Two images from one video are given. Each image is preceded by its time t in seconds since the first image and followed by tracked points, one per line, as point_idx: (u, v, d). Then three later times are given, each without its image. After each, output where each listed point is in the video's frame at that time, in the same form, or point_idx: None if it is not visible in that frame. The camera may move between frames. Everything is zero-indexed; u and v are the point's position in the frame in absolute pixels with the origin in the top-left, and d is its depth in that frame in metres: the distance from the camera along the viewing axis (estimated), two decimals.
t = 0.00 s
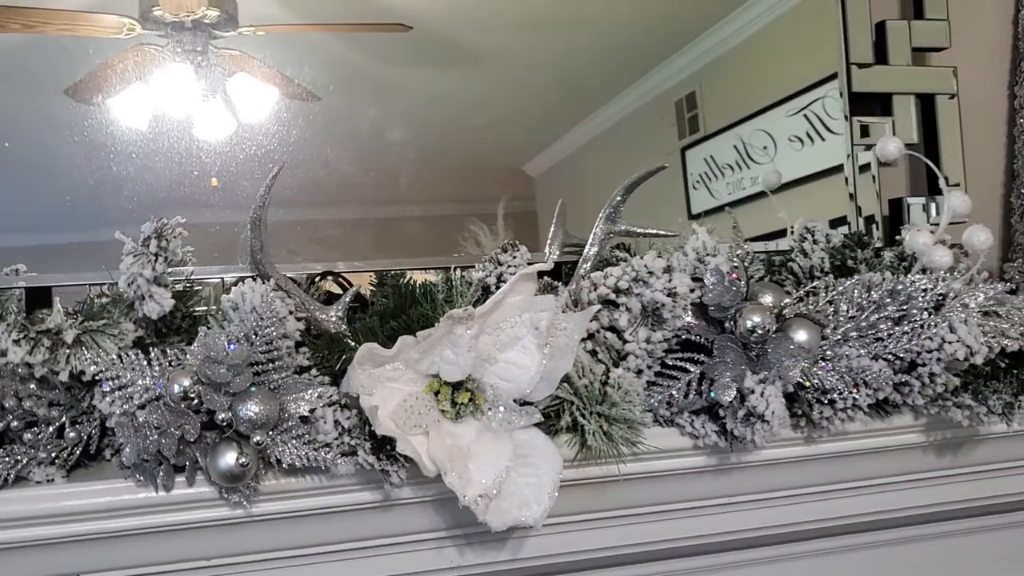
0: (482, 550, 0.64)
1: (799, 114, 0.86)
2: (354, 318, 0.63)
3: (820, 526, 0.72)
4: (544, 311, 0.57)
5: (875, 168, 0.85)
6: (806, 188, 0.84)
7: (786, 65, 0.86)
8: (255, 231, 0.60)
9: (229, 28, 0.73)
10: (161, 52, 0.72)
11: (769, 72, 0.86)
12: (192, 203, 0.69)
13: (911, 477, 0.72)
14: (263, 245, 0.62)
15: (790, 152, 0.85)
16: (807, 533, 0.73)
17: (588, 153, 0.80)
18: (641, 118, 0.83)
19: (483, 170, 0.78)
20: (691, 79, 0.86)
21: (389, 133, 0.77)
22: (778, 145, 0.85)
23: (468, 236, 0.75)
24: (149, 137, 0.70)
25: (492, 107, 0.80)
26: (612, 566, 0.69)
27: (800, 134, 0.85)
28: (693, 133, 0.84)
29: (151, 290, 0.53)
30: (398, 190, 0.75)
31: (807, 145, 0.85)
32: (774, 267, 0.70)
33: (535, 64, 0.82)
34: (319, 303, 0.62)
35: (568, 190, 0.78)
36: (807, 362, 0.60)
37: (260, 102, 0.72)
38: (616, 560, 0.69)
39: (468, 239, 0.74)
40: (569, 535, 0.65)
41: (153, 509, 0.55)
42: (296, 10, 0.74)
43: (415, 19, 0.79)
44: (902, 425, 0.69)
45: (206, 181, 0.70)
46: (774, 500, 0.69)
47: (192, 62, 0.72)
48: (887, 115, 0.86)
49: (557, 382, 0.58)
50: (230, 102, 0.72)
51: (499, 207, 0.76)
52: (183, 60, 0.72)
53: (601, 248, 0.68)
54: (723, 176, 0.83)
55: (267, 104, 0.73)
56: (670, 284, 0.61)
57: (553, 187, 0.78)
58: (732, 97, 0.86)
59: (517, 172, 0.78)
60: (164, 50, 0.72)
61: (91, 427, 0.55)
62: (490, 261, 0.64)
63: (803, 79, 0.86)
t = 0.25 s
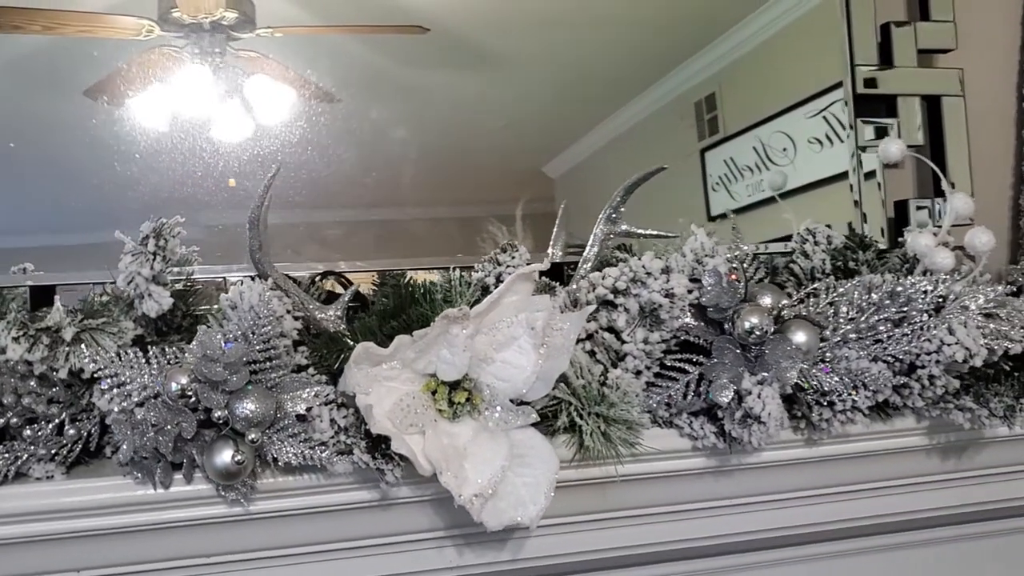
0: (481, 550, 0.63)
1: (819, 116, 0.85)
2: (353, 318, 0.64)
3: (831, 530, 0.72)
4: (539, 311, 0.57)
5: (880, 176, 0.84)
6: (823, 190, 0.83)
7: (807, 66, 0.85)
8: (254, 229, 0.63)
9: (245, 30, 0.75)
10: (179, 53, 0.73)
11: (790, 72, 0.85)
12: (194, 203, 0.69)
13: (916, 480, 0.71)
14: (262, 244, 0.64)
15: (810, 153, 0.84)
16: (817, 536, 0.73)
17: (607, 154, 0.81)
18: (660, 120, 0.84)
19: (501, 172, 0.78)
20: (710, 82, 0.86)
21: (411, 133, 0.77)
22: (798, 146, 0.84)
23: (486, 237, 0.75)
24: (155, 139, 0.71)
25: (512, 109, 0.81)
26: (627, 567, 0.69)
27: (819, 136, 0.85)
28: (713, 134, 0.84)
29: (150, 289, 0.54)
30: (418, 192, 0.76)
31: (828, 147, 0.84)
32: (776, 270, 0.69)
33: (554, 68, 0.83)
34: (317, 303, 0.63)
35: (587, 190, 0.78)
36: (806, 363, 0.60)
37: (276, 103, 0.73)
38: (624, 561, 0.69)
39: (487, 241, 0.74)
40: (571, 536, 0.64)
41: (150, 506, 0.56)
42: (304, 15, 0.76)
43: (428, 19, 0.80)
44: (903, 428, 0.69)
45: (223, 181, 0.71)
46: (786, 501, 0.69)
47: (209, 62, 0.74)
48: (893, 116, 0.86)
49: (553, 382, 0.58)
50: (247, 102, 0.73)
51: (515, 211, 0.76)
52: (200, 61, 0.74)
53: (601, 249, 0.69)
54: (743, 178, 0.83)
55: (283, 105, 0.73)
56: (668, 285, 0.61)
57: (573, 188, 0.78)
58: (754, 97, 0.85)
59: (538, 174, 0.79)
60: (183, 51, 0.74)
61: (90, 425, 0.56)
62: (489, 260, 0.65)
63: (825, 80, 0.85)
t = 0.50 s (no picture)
0: (481, 550, 0.63)
1: (835, 116, 0.85)
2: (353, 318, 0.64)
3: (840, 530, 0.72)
4: (538, 310, 0.57)
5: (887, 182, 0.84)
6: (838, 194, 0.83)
7: (825, 66, 0.85)
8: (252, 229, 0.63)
9: (262, 30, 0.75)
10: (196, 52, 0.74)
11: (805, 73, 0.85)
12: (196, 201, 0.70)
13: (923, 482, 0.71)
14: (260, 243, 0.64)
15: (826, 154, 0.84)
16: (826, 537, 0.73)
17: (622, 156, 0.82)
18: (676, 121, 0.85)
19: (517, 172, 0.79)
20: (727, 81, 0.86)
21: (429, 131, 0.78)
22: (814, 147, 0.84)
23: (501, 236, 0.76)
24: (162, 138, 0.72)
25: (529, 108, 0.82)
26: (631, 567, 0.69)
27: (835, 137, 0.84)
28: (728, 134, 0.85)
29: (150, 286, 0.54)
30: (434, 191, 0.76)
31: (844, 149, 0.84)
32: (778, 270, 0.69)
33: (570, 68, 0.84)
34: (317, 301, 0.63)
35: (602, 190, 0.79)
36: (806, 364, 0.60)
37: (290, 102, 0.74)
38: (629, 561, 0.69)
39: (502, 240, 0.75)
40: (573, 535, 0.64)
41: (150, 503, 0.56)
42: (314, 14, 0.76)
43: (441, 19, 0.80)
44: (906, 430, 0.68)
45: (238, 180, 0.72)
46: (798, 501, 0.68)
47: (226, 62, 0.75)
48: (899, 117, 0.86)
49: (551, 381, 0.58)
50: (263, 100, 0.74)
51: (531, 209, 0.77)
52: (217, 61, 0.75)
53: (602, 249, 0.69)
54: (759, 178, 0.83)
55: (299, 104, 0.74)
56: (667, 286, 0.61)
57: (589, 188, 0.79)
58: (771, 98, 0.86)
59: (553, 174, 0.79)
60: (200, 51, 0.75)
61: (91, 421, 0.56)
62: (490, 260, 0.65)
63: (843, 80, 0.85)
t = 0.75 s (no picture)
0: (482, 550, 0.63)
1: (856, 124, 0.86)
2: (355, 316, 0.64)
3: (848, 535, 0.71)
4: (537, 308, 0.57)
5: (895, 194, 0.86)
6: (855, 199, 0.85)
7: (842, 74, 0.86)
8: (257, 229, 0.65)
9: (283, 40, 0.76)
10: (217, 62, 0.75)
11: (823, 81, 0.86)
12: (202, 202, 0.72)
13: (930, 485, 0.70)
14: (263, 242, 0.65)
15: (846, 163, 0.85)
16: (833, 543, 0.73)
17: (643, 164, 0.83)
18: (697, 129, 0.85)
19: (539, 180, 0.79)
20: (747, 90, 0.86)
21: (447, 140, 0.79)
22: (833, 156, 0.85)
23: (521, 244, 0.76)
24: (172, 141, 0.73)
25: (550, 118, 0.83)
26: (635, 569, 0.69)
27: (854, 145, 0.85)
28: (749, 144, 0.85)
29: (152, 283, 0.55)
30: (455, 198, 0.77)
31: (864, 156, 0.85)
32: (781, 272, 0.69)
33: (591, 77, 0.84)
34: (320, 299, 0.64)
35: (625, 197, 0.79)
36: (808, 363, 0.60)
37: (311, 111, 0.76)
38: (636, 564, 0.69)
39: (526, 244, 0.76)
40: (577, 536, 0.64)
41: (151, 498, 0.56)
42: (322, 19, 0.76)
43: (452, 25, 0.81)
44: (913, 432, 0.68)
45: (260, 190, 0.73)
46: (802, 506, 0.68)
47: (246, 72, 0.76)
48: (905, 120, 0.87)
49: (550, 379, 0.58)
50: (284, 110, 0.76)
51: (551, 214, 0.78)
52: (238, 70, 0.76)
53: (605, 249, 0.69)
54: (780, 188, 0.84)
55: (320, 114, 0.76)
56: (668, 284, 0.61)
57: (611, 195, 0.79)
58: (792, 106, 0.86)
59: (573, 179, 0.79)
60: (221, 60, 0.75)
61: (94, 417, 0.57)
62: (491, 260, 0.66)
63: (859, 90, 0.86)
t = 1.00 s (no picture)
0: (487, 549, 0.63)
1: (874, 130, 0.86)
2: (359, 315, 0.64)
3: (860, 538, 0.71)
4: (539, 305, 0.57)
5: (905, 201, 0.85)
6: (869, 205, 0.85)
7: (860, 79, 0.87)
8: (258, 224, 0.65)
9: (300, 46, 0.78)
10: (234, 68, 0.77)
11: (842, 87, 0.87)
12: (210, 201, 0.73)
13: (941, 488, 0.69)
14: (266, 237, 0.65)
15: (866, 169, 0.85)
16: (847, 545, 0.72)
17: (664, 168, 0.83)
18: (717, 136, 0.86)
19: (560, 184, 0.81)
20: (766, 97, 0.88)
21: (468, 145, 0.80)
22: (853, 163, 0.86)
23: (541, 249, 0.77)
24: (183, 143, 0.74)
25: (571, 124, 0.84)
26: (641, 570, 0.68)
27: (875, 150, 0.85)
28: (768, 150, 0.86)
29: (155, 279, 0.56)
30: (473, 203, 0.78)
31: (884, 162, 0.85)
32: (790, 272, 0.69)
33: (613, 83, 0.85)
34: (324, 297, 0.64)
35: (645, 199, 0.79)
36: (811, 363, 0.60)
37: (329, 117, 0.77)
38: (646, 564, 0.68)
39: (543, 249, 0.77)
40: (584, 536, 0.64)
41: (154, 493, 0.57)
42: (334, 28, 0.78)
43: (465, 28, 0.82)
44: (922, 433, 0.67)
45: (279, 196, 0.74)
46: (816, 507, 0.67)
47: (263, 78, 0.78)
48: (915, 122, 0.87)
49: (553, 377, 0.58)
50: (302, 119, 0.76)
51: (570, 218, 0.79)
52: (255, 76, 0.77)
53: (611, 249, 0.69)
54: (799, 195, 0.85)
55: (337, 119, 0.77)
56: (672, 282, 0.61)
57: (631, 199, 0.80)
58: (811, 112, 0.87)
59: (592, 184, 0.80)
60: (238, 67, 0.77)
61: (97, 413, 0.57)
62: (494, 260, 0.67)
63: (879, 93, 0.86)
